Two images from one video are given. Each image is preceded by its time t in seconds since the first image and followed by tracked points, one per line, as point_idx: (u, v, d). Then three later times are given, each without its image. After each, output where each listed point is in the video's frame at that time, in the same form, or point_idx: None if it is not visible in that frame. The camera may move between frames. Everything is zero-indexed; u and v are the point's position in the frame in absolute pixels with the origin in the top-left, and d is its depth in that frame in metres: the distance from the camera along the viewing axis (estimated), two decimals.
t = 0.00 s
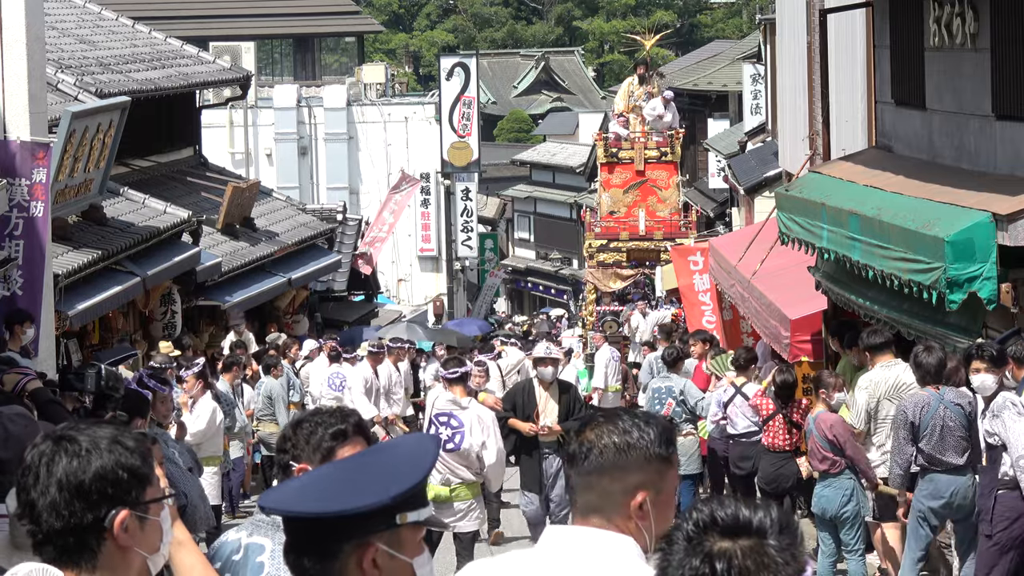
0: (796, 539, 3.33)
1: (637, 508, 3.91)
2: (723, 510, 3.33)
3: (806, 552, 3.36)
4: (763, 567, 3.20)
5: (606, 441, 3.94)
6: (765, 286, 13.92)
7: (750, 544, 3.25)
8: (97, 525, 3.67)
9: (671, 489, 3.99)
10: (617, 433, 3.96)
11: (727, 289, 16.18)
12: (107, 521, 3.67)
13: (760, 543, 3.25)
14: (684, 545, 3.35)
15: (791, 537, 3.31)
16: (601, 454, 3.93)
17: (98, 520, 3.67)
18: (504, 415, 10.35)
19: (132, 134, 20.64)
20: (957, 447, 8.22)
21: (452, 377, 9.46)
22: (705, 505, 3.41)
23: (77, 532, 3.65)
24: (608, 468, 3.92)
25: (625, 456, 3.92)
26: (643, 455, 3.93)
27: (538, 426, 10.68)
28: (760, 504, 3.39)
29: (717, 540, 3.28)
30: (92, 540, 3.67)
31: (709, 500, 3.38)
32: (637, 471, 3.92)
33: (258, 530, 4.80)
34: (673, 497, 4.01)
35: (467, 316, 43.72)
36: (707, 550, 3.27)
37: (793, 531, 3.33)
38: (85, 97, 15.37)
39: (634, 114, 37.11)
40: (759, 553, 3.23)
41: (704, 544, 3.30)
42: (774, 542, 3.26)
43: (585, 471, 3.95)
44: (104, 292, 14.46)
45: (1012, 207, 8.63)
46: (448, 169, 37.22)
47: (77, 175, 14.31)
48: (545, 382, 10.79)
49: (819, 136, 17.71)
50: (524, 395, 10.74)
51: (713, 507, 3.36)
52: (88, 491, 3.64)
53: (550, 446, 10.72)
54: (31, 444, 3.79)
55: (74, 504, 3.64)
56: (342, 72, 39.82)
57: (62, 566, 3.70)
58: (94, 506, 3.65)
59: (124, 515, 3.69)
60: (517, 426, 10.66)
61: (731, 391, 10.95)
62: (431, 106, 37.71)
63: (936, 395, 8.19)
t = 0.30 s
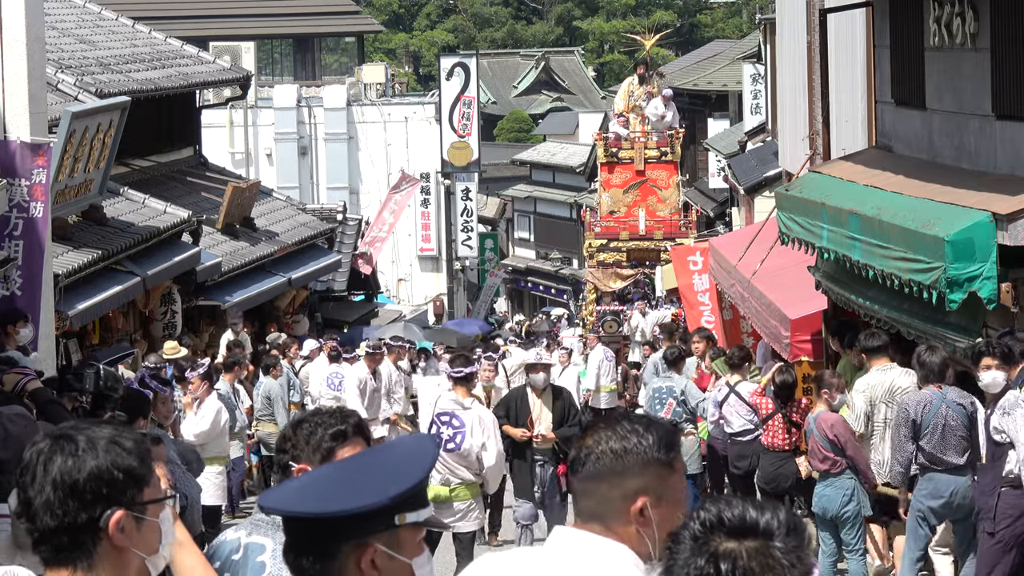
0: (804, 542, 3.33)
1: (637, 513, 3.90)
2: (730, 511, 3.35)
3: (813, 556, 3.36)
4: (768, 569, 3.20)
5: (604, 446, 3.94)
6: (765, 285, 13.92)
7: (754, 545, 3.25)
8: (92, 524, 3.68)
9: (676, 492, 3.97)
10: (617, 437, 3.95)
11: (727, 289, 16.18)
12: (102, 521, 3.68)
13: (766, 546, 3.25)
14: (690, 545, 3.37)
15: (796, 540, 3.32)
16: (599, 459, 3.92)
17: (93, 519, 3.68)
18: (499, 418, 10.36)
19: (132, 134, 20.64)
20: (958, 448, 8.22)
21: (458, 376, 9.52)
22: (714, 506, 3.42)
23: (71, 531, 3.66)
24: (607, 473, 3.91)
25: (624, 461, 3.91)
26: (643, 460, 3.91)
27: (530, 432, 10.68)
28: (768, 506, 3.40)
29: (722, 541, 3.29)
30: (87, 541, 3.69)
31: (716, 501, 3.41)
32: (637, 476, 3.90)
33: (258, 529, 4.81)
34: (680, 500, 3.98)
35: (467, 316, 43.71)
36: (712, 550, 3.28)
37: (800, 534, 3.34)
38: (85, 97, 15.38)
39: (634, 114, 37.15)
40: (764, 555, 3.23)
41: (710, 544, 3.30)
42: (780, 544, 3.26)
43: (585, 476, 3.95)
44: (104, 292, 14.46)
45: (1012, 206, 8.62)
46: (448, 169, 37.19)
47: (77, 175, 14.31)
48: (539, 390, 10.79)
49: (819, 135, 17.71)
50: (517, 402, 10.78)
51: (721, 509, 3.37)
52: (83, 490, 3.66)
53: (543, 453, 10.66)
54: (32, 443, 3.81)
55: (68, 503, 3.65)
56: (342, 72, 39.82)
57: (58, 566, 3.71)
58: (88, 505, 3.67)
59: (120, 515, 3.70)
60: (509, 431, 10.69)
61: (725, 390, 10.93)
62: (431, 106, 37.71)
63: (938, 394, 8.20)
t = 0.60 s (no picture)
0: (801, 544, 3.32)
1: (648, 519, 3.90)
2: (727, 512, 3.35)
3: (810, 555, 3.36)
4: (764, 569, 3.21)
5: (615, 452, 3.93)
6: (765, 286, 13.92)
7: (751, 545, 3.26)
8: (89, 527, 3.68)
9: (691, 496, 3.96)
10: (629, 445, 3.93)
11: (727, 289, 16.19)
12: (99, 523, 3.68)
13: (763, 546, 3.25)
14: (687, 545, 3.36)
15: (796, 540, 3.32)
16: (609, 465, 3.92)
17: (90, 521, 3.68)
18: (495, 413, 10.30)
19: (132, 134, 20.64)
20: (959, 449, 8.23)
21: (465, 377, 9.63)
22: (714, 504, 3.43)
23: (68, 532, 3.67)
24: (620, 482, 3.91)
25: (637, 470, 3.90)
26: (656, 467, 3.90)
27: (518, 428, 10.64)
28: (765, 507, 3.39)
29: (720, 540, 3.30)
30: (85, 541, 3.69)
31: (714, 501, 3.41)
32: (648, 483, 3.90)
33: (260, 530, 4.83)
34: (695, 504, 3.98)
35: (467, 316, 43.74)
36: (708, 549, 3.29)
37: (797, 535, 3.33)
38: (85, 97, 15.38)
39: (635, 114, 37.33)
40: (760, 555, 3.23)
41: (706, 544, 3.31)
42: (777, 544, 3.26)
43: (596, 483, 3.95)
44: (104, 292, 14.45)
45: (1012, 206, 8.62)
46: (448, 169, 37.17)
47: (77, 175, 14.31)
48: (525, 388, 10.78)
49: (819, 135, 17.71)
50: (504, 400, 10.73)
51: (717, 509, 3.38)
52: (80, 492, 3.66)
53: (531, 449, 10.69)
54: (34, 444, 3.82)
55: (65, 504, 3.66)
56: (342, 72, 39.80)
57: (55, 566, 3.73)
58: (85, 507, 3.67)
59: (117, 518, 3.70)
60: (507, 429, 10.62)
61: (726, 389, 10.96)
62: (431, 106, 37.71)
63: (939, 396, 8.22)
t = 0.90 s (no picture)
0: (803, 545, 3.31)
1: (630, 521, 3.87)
2: (728, 512, 3.35)
3: (813, 556, 3.36)
4: (762, 569, 3.21)
5: (610, 451, 3.94)
6: (764, 285, 13.92)
7: (750, 546, 3.26)
8: (87, 527, 3.68)
9: (671, 496, 3.89)
10: (609, 445, 3.94)
11: (727, 289, 16.19)
12: (97, 524, 3.68)
13: (763, 547, 3.25)
14: (688, 544, 3.37)
15: (801, 543, 3.31)
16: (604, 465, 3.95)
17: (88, 522, 3.68)
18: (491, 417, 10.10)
19: (132, 134, 20.65)
20: (960, 448, 8.24)
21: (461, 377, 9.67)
22: (719, 503, 3.44)
23: (66, 532, 3.68)
24: (602, 479, 3.91)
25: (611, 469, 3.90)
26: (629, 465, 3.88)
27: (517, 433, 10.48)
28: (769, 507, 3.38)
29: (722, 539, 3.29)
30: (84, 542, 3.69)
31: (717, 501, 3.41)
32: (622, 482, 3.88)
33: (266, 531, 4.84)
34: (678, 503, 3.90)
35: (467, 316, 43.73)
36: (706, 548, 3.30)
37: (800, 537, 3.33)
38: (85, 97, 15.38)
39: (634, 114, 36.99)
40: (760, 556, 3.23)
41: (706, 543, 3.32)
42: (777, 546, 3.26)
43: (587, 480, 3.98)
44: (104, 292, 14.46)
45: (1012, 206, 8.62)
46: (448, 169, 37.15)
47: (77, 175, 14.31)
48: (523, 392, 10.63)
49: (819, 135, 17.72)
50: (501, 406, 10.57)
51: (719, 509, 3.38)
52: (79, 492, 3.66)
53: (529, 456, 10.53)
54: (35, 443, 3.82)
55: (65, 504, 3.67)
56: (342, 72, 39.80)
57: (54, 567, 3.73)
58: (84, 507, 3.67)
59: (115, 518, 3.70)
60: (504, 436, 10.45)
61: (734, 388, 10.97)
62: (431, 106, 37.72)
63: (941, 395, 8.25)
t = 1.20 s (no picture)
0: (812, 551, 3.30)
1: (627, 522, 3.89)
2: (735, 515, 3.35)
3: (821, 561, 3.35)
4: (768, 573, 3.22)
5: (615, 447, 3.96)
6: (765, 286, 13.92)
7: (757, 551, 3.26)
8: (86, 525, 3.70)
9: (670, 498, 3.85)
10: (614, 444, 3.94)
11: (727, 289, 16.19)
12: (95, 522, 3.69)
13: (769, 553, 3.25)
14: (695, 546, 3.38)
15: (809, 549, 3.30)
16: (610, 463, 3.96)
17: (86, 520, 3.70)
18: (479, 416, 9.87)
19: (132, 134, 20.65)
20: (957, 448, 8.22)
21: (443, 378, 9.64)
22: (727, 505, 3.44)
23: (64, 530, 3.69)
24: (604, 477, 3.94)
25: (611, 468, 3.91)
26: (628, 466, 3.88)
27: (525, 430, 10.28)
28: (778, 510, 3.38)
29: (728, 543, 3.31)
30: (82, 541, 3.71)
31: (725, 503, 3.41)
32: (621, 481, 3.89)
33: (271, 532, 4.85)
34: (679, 504, 3.85)
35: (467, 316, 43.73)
36: (713, 552, 3.31)
37: (808, 541, 3.31)
38: (85, 97, 15.39)
39: (633, 114, 36.99)
40: (766, 562, 3.24)
41: (712, 546, 3.33)
42: (783, 552, 3.25)
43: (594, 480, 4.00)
44: (104, 291, 14.46)
45: (1012, 207, 8.63)
46: (448, 169, 37.14)
47: (77, 175, 14.31)
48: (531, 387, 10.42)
49: (819, 135, 17.72)
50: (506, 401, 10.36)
51: (727, 512, 3.38)
52: (77, 490, 3.67)
53: (534, 453, 10.33)
54: (37, 442, 3.83)
55: (63, 501, 3.68)
56: (342, 72, 39.81)
57: (53, 564, 3.76)
58: (82, 505, 3.68)
59: (114, 518, 3.71)
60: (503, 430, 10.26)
61: (743, 390, 10.96)
62: (431, 106, 37.74)
63: (939, 394, 8.27)
